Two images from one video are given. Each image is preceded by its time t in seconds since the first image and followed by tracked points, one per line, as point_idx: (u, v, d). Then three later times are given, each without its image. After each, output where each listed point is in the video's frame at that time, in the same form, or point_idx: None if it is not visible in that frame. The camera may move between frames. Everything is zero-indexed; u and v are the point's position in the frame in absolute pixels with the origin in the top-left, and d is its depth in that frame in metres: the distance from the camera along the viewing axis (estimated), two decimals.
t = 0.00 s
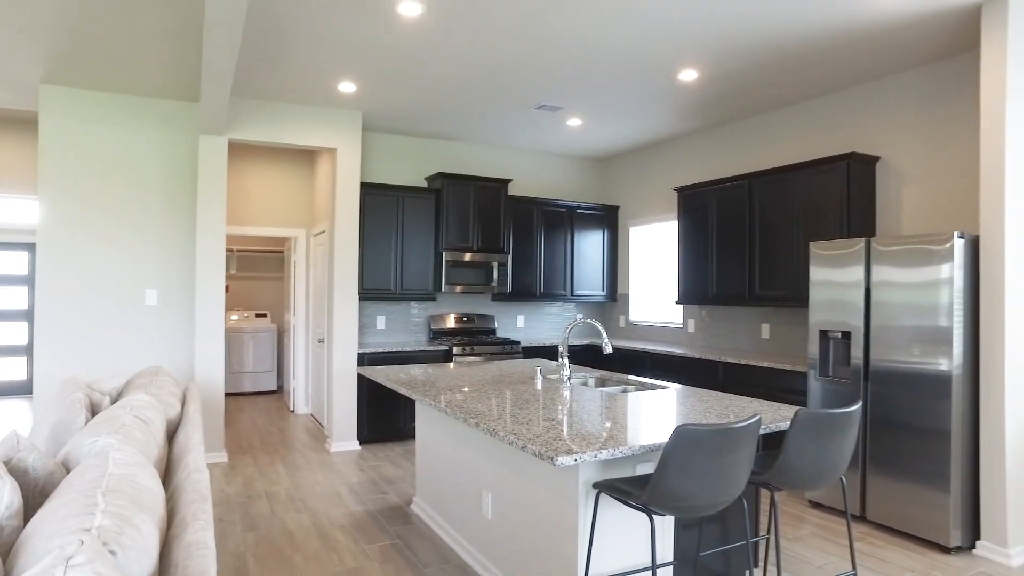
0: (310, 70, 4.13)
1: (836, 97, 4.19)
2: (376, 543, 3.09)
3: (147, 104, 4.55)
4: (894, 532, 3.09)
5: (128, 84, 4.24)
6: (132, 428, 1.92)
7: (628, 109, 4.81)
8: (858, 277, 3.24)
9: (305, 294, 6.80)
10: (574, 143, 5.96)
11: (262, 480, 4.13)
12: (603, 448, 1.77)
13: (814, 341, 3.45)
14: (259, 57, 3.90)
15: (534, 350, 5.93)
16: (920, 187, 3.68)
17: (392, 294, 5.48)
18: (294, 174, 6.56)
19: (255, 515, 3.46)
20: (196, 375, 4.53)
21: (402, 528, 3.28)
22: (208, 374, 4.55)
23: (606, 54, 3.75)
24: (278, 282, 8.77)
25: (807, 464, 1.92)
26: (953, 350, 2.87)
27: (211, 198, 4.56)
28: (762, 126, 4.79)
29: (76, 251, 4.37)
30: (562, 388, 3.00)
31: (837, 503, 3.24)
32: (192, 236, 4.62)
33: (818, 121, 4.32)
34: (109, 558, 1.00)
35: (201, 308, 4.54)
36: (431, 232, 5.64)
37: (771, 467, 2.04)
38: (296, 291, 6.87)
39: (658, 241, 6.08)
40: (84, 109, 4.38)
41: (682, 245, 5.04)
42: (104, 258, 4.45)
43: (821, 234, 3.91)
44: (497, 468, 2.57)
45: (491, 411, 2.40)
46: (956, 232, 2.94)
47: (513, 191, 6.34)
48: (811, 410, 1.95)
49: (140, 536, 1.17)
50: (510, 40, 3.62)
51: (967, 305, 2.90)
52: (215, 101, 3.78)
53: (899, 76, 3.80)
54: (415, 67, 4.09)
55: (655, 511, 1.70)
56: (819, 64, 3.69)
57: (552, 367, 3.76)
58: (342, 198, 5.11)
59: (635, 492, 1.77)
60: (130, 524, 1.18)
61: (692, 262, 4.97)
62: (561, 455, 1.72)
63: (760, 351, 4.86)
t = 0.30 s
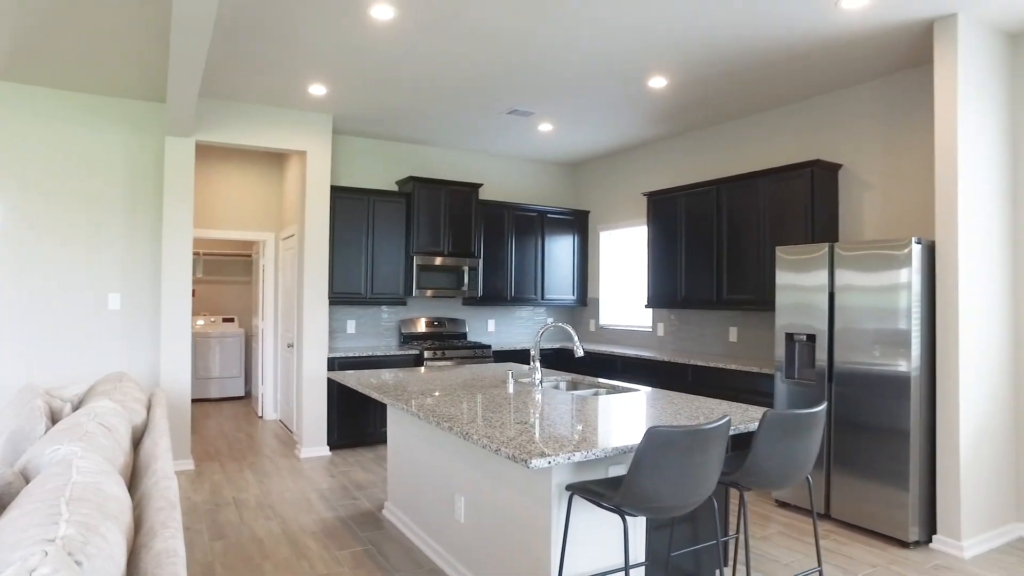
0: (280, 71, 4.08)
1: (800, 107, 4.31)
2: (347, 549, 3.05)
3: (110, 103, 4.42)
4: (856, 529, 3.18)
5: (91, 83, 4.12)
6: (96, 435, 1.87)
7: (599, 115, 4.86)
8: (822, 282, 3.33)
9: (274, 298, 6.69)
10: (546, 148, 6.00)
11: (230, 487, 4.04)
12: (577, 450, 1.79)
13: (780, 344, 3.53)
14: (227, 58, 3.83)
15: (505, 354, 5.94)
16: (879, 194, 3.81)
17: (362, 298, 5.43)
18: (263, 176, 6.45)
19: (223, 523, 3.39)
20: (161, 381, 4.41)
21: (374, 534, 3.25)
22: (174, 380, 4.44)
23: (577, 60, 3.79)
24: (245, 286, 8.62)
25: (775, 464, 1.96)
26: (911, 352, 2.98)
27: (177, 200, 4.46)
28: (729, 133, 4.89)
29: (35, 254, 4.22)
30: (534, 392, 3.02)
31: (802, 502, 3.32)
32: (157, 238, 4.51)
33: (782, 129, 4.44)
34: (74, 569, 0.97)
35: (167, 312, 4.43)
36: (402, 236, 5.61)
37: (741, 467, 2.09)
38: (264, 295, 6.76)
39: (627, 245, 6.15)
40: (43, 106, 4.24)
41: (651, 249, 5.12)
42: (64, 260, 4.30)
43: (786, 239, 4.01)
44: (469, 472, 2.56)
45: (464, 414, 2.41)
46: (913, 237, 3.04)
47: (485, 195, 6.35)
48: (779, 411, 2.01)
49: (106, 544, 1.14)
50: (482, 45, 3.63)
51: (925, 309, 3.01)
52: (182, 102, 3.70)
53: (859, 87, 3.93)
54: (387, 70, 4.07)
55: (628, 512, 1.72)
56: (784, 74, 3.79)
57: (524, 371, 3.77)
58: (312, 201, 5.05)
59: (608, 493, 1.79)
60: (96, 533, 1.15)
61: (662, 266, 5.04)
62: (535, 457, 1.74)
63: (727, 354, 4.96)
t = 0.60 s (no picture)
0: (259, 70, 4.03)
1: (777, 110, 4.37)
2: (327, 553, 3.02)
3: (82, 99, 4.32)
4: (832, 526, 3.24)
5: (62, 79, 4.02)
6: (68, 440, 1.82)
7: (580, 117, 4.88)
8: (799, 283, 3.39)
9: (251, 299, 6.60)
10: (527, 149, 6.01)
11: (206, 492, 3.97)
12: (559, 451, 1.79)
13: (758, 345, 3.58)
14: (204, 56, 3.77)
15: (486, 356, 5.93)
16: (854, 198, 3.89)
17: (341, 300, 5.38)
18: (241, 176, 6.35)
19: (199, 528, 3.33)
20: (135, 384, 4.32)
21: (354, 537, 3.22)
22: (148, 383, 4.35)
23: (557, 62, 3.81)
24: (222, 288, 8.49)
25: (755, 464, 1.99)
26: (885, 352, 3.04)
27: (153, 200, 4.37)
28: (708, 136, 4.95)
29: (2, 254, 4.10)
30: (515, 393, 3.01)
31: (780, 500, 3.37)
32: (131, 238, 4.42)
33: (760, 133, 4.51)
34: None
35: (142, 313, 4.34)
36: (382, 237, 5.57)
37: (721, 466, 2.11)
38: (241, 296, 6.66)
39: (606, 247, 6.19)
40: (13, 103, 4.13)
41: (631, 251, 5.15)
42: (35, 260, 4.20)
43: (764, 241, 4.06)
44: (451, 473, 2.55)
45: (445, 416, 2.39)
46: (887, 240, 3.11)
47: (465, 196, 6.33)
48: (758, 411, 2.03)
49: (80, 552, 1.11)
50: (464, 47, 3.63)
51: (898, 310, 3.08)
52: (157, 101, 3.64)
53: (834, 92, 4.01)
54: (368, 70, 4.05)
55: (611, 512, 1.72)
56: (762, 79, 3.85)
57: (505, 372, 3.77)
58: (290, 202, 4.99)
59: (590, 493, 1.80)
60: (70, 540, 1.12)
61: (641, 268, 5.08)
62: (518, 459, 1.74)
63: (706, 354, 5.01)
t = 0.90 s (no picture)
0: (239, 67, 3.96)
1: (760, 112, 4.41)
2: (309, 556, 2.97)
3: (56, 93, 4.21)
4: (813, 524, 3.27)
5: (35, 73, 3.92)
6: (41, 444, 1.76)
7: (564, 116, 4.88)
8: (781, 284, 3.41)
9: (231, 299, 6.50)
10: (511, 149, 6.00)
11: (184, 495, 3.89)
12: (547, 452, 1.78)
13: (741, 344, 3.60)
14: (182, 51, 3.70)
15: (469, 356, 5.91)
16: (835, 199, 3.94)
17: (323, 300, 5.32)
18: (220, 174, 6.25)
19: (177, 532, 3.26)
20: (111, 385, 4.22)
21: (337, 540, 3.17)
22: (124, 384, 4.25)
23: (542, 62, 3.80)
24: (201, 287, 8.35)
25: (741, 463, 1.99)
26: (867, 351, 3.07)
27: (130, 197, 4.28)
28: (691, 136, 4.97)
29: None
30: (499, 393, 3.00)
31: (763, 499, 3.39)
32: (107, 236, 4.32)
33: (743, 134, 4.54)
34: None
35: (118, 314, 4.24)
36: (364, 236, 5.52)
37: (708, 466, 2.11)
38: (220, 296, 6.56)
39: (589, 247, 6.20)
40: None
41: (615, 251, 5.17)
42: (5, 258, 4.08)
43: (746, 241, 4.10)
44: (435, 475, 2.52)
45: (430, 417, 2.37)
46: (868, 240, 3.14)
47: (448, 195, 6.30)
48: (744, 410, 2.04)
49: (52, 562, 1.07)
50: (449, 45, 3.61)
51: (879, 310, 3.11)
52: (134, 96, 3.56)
53: (816, 94, 4.05)
54: (351, 67, 4.00)
55: (598, 513, 1.72)
56: (745, 80, 3.88)
57: (488, 372, 3.75)
58: (271, 200, 4.92)
59: (577, 495, 1.79)
60: (42, 550, 1.08)
61: (624, 268, 5.09)
62: (505, 460, 1.72)
63: (688, 354, 5.04)
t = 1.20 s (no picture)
0: (217, 59, 3.86)
1: (745, 110, 4.41)
2: (290, 562, 2.90)
3: (26, 85, 4.07)
4: (799, 523, 3.27)
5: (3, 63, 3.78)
6: (4, 449, 1.67)
7: (550, 113, 4.84)
8: (767, 282, 3.41)
9: (209, 298, 6.37)
10: (495, 146, 5.94)
11: (159, 500, 3.78)
12: (536, 454, 1.74)
13: (728, 343, 3.59)
14: (158, 42, 3.59)
15: (453, 355, 5.84)
16: (819, 197, 3.95)
17: (304, 299, 5.22)
18: (199, 170, 6.11)
19: (152, 538, 3.16)
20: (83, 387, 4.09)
21: (318, 544, 3.10)
22: (98, 385, 4.13)
23: (529, 58, 3.76)
24: (179, 286, 8.18)
25: (733, 463, 1.97)
26: (854, 350, 3.07)
27: (103, 193, 4.15)
28: (676, 135, 4.96)
29: None
30: (485, 394, 2.94)
31: (749, 498, 3.38)
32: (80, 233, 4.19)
33: (728, 132, 4.54)
34: None
35: (91, 313, 4.12)
36: (346, 234, 5.43)
37: (699, 467, 2.08)
38: (198, 295, 6.42)
39: (573, 246, 6.18)
40: None
41: (599, 250, 5.14)
42: None
43: (732, 239, 4.09)
44: (420, 477, 2.47)
45: (415, 418, 2.31)
46: (855, 239, 3.14)
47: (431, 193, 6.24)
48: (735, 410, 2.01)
49: None
50: (432, 39, 3.55)
51: (866, 309, 3.11)
52: (107, 89, 3.44)
53: (801, 93, 4.06)
54: (332, 62, 3.92)
55: (589, 516, 1.68)
56: (731, 78, 3.87)
57: (473, 372, 3.70)
58: (251, 196, 4.82)
59: (568, 497, 1.75)
60: None
61: (609, 267, 5.06)
62: (494, 463, 1.67)
63: (673, 353, 5.03)
